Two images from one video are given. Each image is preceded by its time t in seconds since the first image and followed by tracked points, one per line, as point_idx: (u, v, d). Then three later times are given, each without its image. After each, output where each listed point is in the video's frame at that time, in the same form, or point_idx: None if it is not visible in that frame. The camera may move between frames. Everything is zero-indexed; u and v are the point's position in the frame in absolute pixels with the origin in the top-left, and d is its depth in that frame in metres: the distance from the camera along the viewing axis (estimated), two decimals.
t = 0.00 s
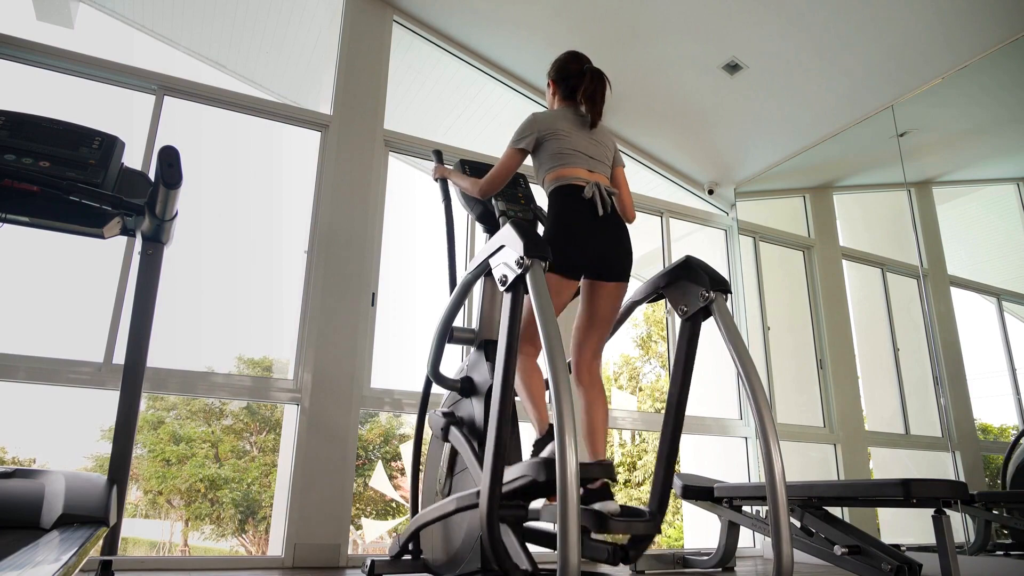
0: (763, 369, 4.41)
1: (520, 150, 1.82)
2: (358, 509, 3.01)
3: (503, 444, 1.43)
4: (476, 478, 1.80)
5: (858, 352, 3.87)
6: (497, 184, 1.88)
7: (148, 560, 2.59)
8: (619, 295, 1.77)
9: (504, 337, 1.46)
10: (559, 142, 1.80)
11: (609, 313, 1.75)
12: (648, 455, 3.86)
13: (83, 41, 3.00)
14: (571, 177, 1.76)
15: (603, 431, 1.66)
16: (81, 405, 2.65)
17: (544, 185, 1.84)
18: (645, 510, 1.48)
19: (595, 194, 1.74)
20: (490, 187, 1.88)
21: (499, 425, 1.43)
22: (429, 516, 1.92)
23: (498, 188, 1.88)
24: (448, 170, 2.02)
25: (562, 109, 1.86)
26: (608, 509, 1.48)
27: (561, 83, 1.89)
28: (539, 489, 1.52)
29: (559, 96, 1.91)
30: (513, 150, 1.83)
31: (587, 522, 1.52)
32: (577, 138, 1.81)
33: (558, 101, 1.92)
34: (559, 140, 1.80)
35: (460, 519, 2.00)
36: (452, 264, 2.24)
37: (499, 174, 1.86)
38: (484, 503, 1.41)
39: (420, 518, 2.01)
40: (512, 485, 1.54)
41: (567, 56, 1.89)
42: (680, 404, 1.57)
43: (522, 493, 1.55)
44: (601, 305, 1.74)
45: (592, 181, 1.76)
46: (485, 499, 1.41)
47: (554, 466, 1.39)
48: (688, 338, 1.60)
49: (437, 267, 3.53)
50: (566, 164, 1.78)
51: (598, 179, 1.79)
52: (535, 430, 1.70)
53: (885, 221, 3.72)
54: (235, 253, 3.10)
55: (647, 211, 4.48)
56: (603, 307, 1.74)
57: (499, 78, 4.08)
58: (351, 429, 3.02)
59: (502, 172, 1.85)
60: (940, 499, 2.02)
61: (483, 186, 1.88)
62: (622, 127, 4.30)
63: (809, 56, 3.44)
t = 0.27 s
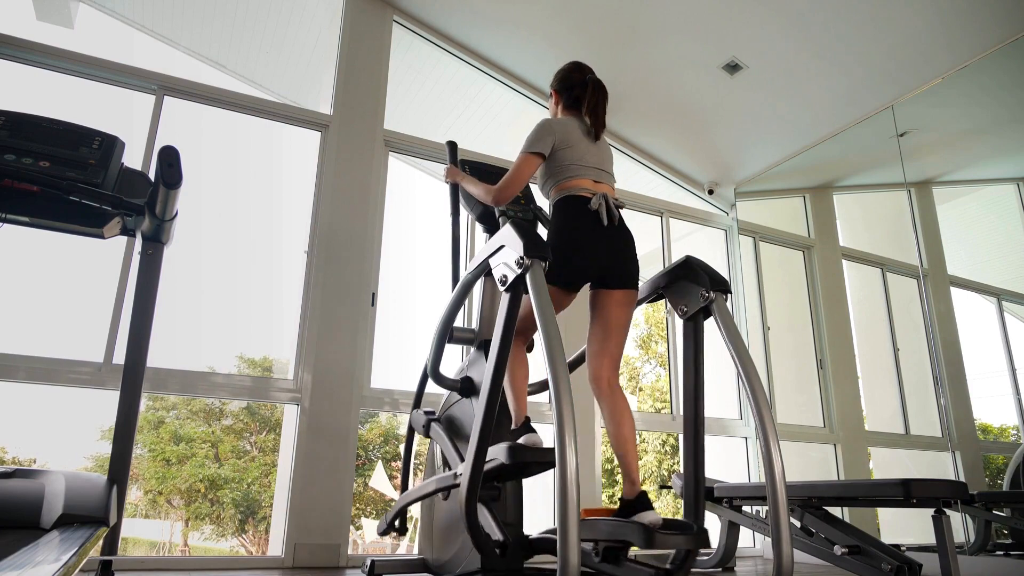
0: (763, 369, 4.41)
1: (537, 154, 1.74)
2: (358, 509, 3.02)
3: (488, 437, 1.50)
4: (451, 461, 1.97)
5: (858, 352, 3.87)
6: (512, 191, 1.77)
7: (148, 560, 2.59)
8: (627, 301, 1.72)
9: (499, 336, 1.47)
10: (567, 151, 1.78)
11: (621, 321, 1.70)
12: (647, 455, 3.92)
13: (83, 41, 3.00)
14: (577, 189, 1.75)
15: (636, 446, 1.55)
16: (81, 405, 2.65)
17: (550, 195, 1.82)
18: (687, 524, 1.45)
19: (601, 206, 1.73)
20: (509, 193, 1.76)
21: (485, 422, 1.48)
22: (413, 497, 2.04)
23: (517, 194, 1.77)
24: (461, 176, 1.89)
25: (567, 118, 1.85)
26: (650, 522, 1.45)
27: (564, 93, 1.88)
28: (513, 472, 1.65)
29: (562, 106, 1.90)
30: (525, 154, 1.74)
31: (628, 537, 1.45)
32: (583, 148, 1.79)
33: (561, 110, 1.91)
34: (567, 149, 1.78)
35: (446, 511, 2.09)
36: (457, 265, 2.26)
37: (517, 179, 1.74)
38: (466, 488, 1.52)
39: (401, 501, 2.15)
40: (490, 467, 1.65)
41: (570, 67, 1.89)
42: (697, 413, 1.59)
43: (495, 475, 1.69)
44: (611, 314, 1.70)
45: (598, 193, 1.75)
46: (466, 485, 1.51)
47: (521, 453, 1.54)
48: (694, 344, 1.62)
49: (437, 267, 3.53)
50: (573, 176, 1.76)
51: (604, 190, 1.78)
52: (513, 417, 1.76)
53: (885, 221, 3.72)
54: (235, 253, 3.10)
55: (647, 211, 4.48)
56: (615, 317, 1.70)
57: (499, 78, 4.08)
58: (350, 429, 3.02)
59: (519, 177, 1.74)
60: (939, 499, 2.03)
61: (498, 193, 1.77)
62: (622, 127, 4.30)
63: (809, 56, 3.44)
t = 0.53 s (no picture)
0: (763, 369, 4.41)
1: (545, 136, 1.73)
2: (358, 509, 3.01)
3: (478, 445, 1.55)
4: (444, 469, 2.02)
5: (858, 352, 3.87)
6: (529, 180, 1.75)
7: (148, 560, 2.59)
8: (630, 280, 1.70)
9: (497, 336, 1.48)
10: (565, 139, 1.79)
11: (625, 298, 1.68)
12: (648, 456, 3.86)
13: (83, 41, 3.00)
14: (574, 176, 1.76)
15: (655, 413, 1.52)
16: (81, 405, 2.65)
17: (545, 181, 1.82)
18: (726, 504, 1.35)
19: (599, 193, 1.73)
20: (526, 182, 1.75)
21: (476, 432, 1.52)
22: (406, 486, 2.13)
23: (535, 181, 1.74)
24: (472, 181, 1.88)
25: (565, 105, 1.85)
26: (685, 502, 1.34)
27: (563, 80, 1.88)
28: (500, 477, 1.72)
29: (560, 93, 1.90)
30: (536, 139, 1.73)
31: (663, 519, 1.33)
32: (581, 136, 1.80)
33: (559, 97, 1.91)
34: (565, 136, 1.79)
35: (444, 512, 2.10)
36: (459, 266, 2.26)
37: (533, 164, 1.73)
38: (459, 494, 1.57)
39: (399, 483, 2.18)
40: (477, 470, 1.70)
41: (569, 53, 1.89)
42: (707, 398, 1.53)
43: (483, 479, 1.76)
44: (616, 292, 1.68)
45: (594, 181, 1.76)
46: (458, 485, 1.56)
47: (503, 464, 1.62)
48: (697, 342, 1.61)
49: (437, 267, 3.53)
50: (569, 163, 1.77)
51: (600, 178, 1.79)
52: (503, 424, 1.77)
53: (885, 221, 3.72)
54: (235, 253, 3.10)
55: (647, 211, 4.48)
56: (617, 296, 1.67)
57: (499, 78, 4.08)
58: (351, 429, 3.02)
59: (536, 162, 1.73)
60: (940, 499, 2.03)
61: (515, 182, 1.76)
62: (622, 126, 4.30)
63: (809, 56, 3.44)
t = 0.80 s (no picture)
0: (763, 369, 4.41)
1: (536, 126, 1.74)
2: (358, 509, 3.02)
3: (479, 453, 1.51)
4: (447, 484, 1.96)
5: (858, 352, 3.87)
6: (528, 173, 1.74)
7: (148, 560, 2.59)
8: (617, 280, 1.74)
9: (497, 337, 1.47)
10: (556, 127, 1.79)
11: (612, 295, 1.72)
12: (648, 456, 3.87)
13: (83, 41, 3.00)
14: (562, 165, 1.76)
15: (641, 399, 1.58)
16: (81, 405, 2.65)
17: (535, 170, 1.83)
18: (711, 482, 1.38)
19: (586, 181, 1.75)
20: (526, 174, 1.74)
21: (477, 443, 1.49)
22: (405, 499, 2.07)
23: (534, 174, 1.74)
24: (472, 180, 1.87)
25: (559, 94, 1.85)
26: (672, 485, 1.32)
27: (560, 68, 1.87)
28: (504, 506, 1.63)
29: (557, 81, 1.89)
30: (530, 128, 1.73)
31: (653, 493, 1.32)
32: (572, 124, 1.80)
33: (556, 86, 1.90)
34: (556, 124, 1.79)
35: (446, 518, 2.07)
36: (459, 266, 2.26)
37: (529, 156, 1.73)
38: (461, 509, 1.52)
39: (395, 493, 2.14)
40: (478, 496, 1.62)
41: (567, 42, 1.87)
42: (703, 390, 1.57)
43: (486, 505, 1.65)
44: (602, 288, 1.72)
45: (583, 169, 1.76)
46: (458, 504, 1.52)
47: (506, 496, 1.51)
48: (696, 341, 1.62)
49: (437, 267, 3.53)
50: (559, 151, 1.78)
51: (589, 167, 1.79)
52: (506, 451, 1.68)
53: (885, 221, 3.72)
54: (235, 253, 3.09)
55: (647, 211, 4.48)
56: (603, 299, 1.71)
57: (499, 78, 4.08)
58: (351, 429, 3.02)
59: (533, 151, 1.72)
60: (940, 499, 2.03)
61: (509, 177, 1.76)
62: (622, 126, 4.30)
63: (809, 56, 3.44)
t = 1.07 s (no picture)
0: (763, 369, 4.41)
1: (518, 142, 1.77)
2: (358, 509, 3.02)
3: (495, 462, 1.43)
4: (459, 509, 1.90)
5: (858, 352, 3.87)
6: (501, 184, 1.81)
7: (149, 560, 2.59)
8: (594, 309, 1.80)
9: (502, 337, 1.47)
10: (547, 140, 1.79)
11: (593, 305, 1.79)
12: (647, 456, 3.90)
13: (83, 41, 3.00)
14: (552, 179, 1.77)
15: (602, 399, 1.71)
16: (81, 405, 2.65)
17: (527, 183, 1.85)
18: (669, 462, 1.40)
19: (576, 195, 1.75)
20: (500, 181, 1.80)
21: (486, 464, 1.42)
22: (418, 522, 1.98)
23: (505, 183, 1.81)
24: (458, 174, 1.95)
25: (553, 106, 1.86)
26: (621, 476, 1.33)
27: (556, 80, 1.88)
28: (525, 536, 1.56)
29: (554, 93, 1.90)
30: (508, 144, 1.78)
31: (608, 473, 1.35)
32: (565, 137, 1.80)
33: (552, 98, 1.91)
34: (548, 136, 1.79)
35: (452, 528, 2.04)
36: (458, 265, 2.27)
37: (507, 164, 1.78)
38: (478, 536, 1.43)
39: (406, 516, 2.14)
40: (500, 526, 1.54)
41: (564, 53, 1.88)
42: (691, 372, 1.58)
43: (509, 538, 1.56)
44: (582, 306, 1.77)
45: (573, 182, 1.77)
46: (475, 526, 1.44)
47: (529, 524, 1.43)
48: (692, 341, 1.61)
49: (437, 267, 3.53)
50: (548, 165, 1.78)
51: (581, 180, 1.79)
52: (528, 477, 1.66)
53: (885, 221, 3.72)
54: (235, 253, 3.09)
55: (647, 211, 4.48)
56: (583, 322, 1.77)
57: (499, 78, 4.08)
58: (351, 429, 3.02)
59: (508, 166, 1.78)
60: (939, 499, 2.03)
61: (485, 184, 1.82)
62: (622, 127, 4.30)
63: (809, 56, 3.43)
